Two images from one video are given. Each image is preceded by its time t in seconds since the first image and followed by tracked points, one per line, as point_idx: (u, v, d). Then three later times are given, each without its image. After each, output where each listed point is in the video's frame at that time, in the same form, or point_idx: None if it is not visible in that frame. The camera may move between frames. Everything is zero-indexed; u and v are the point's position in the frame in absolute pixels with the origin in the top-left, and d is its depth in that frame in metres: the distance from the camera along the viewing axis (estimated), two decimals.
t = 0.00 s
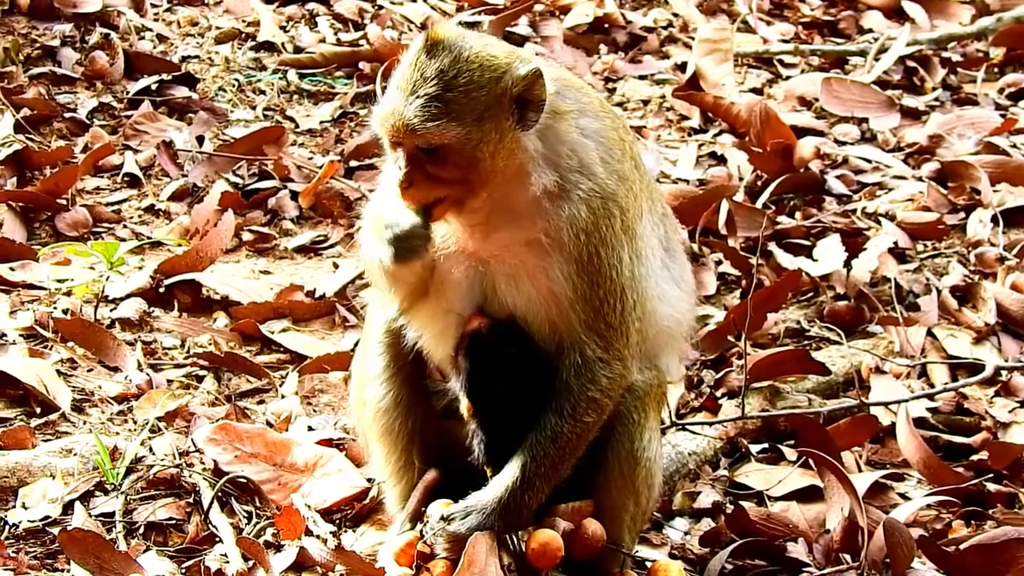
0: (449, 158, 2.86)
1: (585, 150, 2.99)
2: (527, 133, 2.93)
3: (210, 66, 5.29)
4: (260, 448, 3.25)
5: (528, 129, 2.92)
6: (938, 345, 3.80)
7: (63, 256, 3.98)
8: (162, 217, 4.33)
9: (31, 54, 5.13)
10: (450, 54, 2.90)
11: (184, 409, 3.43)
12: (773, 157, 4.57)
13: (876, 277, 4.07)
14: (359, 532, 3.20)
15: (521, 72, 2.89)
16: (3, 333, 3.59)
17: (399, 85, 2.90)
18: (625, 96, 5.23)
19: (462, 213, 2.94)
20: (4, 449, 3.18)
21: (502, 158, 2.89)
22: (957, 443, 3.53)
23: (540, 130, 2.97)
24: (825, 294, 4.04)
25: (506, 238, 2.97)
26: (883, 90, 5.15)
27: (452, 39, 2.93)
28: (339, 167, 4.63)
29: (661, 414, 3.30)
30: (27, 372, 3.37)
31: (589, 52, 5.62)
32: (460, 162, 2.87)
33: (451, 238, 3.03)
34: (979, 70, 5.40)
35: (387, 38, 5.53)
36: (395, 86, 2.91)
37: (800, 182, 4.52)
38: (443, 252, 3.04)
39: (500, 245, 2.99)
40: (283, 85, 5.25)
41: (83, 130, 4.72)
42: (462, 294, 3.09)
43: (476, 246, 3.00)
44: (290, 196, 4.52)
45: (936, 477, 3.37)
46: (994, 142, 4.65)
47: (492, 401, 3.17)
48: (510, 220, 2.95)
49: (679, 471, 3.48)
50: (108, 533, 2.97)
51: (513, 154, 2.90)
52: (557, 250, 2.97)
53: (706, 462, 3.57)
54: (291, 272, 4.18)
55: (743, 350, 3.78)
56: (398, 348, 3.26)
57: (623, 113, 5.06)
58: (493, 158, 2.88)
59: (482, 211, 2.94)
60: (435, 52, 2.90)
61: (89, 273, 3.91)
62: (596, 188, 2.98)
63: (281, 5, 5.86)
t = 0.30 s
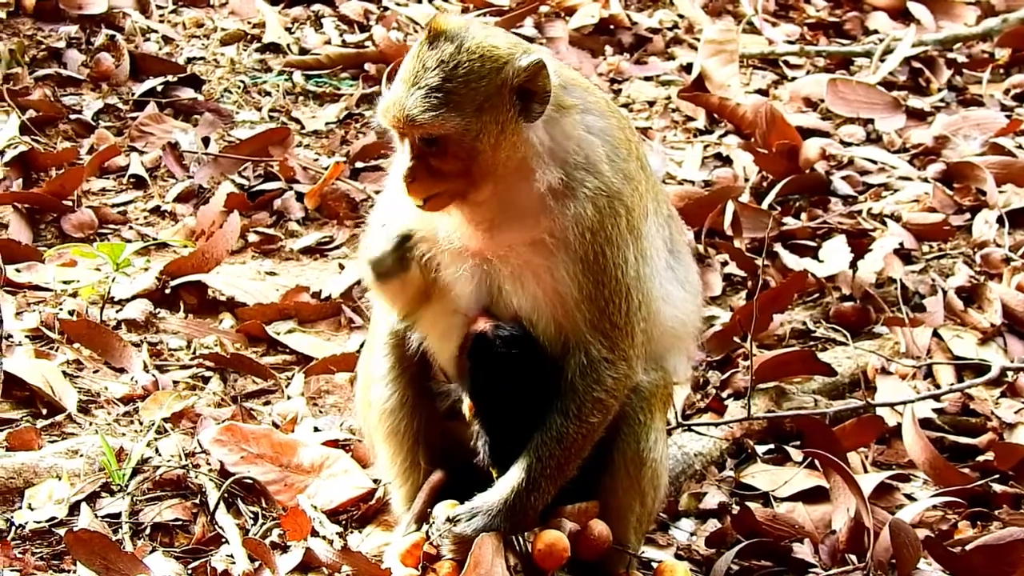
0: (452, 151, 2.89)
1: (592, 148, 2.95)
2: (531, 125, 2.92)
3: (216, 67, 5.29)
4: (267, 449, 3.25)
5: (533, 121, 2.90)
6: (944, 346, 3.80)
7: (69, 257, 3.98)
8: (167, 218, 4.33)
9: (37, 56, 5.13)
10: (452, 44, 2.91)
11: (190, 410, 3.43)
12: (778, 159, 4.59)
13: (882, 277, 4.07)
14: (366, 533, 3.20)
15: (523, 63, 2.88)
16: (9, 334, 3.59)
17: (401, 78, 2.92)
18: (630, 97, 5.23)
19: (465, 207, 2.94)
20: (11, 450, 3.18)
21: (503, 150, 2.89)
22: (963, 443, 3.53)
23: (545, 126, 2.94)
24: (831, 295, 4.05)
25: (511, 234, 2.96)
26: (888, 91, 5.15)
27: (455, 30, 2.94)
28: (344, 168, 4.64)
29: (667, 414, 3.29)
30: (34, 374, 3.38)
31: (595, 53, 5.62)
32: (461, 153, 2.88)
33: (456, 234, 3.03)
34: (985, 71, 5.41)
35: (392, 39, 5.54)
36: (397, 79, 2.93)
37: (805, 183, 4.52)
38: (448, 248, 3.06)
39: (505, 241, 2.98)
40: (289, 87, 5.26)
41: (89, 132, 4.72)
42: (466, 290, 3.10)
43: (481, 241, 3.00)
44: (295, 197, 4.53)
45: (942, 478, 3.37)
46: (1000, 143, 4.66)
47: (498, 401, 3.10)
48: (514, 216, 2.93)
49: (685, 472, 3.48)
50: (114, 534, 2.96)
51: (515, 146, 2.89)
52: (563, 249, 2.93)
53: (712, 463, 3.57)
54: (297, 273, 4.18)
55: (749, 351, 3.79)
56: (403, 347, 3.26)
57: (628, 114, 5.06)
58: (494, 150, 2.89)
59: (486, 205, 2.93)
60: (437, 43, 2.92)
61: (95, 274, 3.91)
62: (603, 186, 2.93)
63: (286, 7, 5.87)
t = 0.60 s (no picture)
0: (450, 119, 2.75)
1: (595, 147, 2.95)
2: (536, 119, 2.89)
3: (220, 68, 5.29)
4: (271, 449, 3.25)
5: (537, 116, 2.87)
6: (948, 347, 3.80)
7: (73, 257, 3.99)
8: (171, 218, 4.33)
9: (41, 56, 5.13)
10: (469, 25, 2.84)
11: (195, 411, 3.43)
12: (783, 159, 4.57)
13: (886, 278, 4.08)
14: (370, 533, 3.20)
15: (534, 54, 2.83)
16: (14, 334, 3.59)
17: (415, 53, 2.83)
18: (635, 98, 5.23)
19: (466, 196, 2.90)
20: (16, 450, 3.18)
21: (504, 137, 2.83)
22: (967, 444, 3.54)
23: (550, 123, 2.93)
24: (835, 295, 4.05)
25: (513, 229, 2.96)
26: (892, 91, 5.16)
27: (473, 13, 2.87)
28: (349, 169, 4.64)
29: (671, 414, 3.30)
30: (39, 374, 3.38)
31: (599, 54, 5.62)
32: (462, 131, 2.77)
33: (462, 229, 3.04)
34: (990, 72, 5.41)
35: (397, 39, 5.54)
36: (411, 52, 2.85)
37: (809, 184, 4.52)
38: (448, 241, 3.04)
39: (508, 237, 2.97)
40: (293, 87, 5.26)
41: (93, 132, 4.72)
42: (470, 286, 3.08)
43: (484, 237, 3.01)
44: (300, 198, 4.53)
45: (946, 478, 3.38)
46: (1004, 143, 4.66)
47: (503, 397, 3.14)
48: (516, 212, 2.92)
49: (689, 472, 3.48)
50: (119, 533, 2.96)
51: (518, 137, 2.86)
52: (565, 247, 2.93)
53: (716, 463, 3.57)
54: (301, 274, 4.18)
55: (752, 351, 3.80)
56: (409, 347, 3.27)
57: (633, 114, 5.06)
58: (496, 136, 2.82)
59: (486, 192, 2.89)
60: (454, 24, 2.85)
61: (99, 274, 3.93)
62: (606, 185, 2.93)
63: (290, 7, 5.87)
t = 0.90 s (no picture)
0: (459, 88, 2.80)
1: (596, 142, 2.95)
2: (541, 108, 2.90)
3: (224, 64, 5.30)
4: (274, 446, 3.25)
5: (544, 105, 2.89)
6: (951, 342, 3.80)
7: (77, 254, 3.99)
8: (175, 214, 4.34)
9: (45, 52, 5.13)
10: (486, 7, 2.92)
11: (198, 407, 3.43)
12: (786, 155, 4.56)
13: (890, 274, 4.08)
14: (373, 529, 3.21)
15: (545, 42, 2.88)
16: (17, 331, 3.59)
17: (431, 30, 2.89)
18: (638, 93, 5.23)
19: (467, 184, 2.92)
20: (20, 447, 3.18)
21: (510, 120, 2.86)
22: (970, 440, 3.53)
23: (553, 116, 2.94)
24: (839, 291, 4.04)
25: (513, 220, 2.95)
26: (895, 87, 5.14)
27: (490, 2, 2.95)
28: (352, 165, 4.65)
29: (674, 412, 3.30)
30: (43, 370, 3.38)
31: (602, 50, 5.62)
32: (471, 108, 2.82)
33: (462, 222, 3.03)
34: (993, 67, 5.41)
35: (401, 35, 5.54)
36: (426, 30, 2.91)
37: (813, 180, 4.53)
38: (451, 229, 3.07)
39: (508, 230, 2.97)
40: (297, 84, 5.26)
41: (97, 129, 4.73)
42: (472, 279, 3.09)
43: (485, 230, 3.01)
44: (304, 194, 4.53)
45: (950, 474, 3.38)
46: (1008, 139, 4.65)
47: (498, 392, 3.08)
48: (517, 204, 2.92)
49: (692, 469, 3.48)
50: (122, 530, 2.97)
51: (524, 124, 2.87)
52: (565, 242, 2.92)
53: (720, 459, 3.57)
54: (305, 270, 4.19)
55: (756, 347, 3.80)
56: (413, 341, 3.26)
57: (636, 110, 5.06)
58: (502, 117, 2.85)
59: (487, 174, 2.90)
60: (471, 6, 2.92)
61: (103, 271, 3.93)
62: (606, 180, 2.92)
63: (294, 3, 5.87)
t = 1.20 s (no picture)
0: (437, 91, 2.79)
1: (590, 136, 2.88)
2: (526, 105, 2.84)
3: (229, 61, 5.29)
4: (280, 442, 3.25)
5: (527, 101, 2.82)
6: (958, 339, 3.81)
7: (82, 251, 3.98)
8: (181, 211, 4.34)
9: (50, 50, 5.13)
10: None
11: (204, 404, 3.43)
12: (792, 151, 4.57)
13: (896, 270, 4.08)
14: (379, 526, 3.21)
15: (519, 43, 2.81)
16: (23, 328, 3.59)
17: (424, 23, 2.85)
18: (644, 90, 5.23)
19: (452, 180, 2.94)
20: (25, 444, 3.18)
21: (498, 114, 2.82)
22: (977, 436, 3.54)
23: (540, 113, 2.85)
24: (845, 287, 4.04)
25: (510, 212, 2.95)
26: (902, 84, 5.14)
27: None
28: (358, 162, 4.64)
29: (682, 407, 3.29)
30: (49, 368, 3.38)
31: (608, 46, 5.61)
32: (455, 101, 2.80)
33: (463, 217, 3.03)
34: (999, 63, 5.40)
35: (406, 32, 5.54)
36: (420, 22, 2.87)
37: (819, 175, 4.52)
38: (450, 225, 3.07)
39: (507, 222, 2.97)
40: (302, 80, 5.26)
41: (102, 126, 4.73)
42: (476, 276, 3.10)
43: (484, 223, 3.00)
44: (309, 191, 4.53)
45: (956, 470, 3.38)
46: (1014, 135, 4.68)
47: (503, 389, 3.06)
48: (507, 198, 2.91)
49: (699, 465, 3.47)
50: (128, 527, 2.97)
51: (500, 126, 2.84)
52: (558, 228, 2.90)
53: (726, 456, 3.57)
54: (311, 267, 4.19)
55: (762, 343, 3.80)
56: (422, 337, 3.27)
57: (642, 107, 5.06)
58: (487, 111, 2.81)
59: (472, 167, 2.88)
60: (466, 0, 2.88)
61: (108, 268, 3.93)
62: (600, 171, 2.87)
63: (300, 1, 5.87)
